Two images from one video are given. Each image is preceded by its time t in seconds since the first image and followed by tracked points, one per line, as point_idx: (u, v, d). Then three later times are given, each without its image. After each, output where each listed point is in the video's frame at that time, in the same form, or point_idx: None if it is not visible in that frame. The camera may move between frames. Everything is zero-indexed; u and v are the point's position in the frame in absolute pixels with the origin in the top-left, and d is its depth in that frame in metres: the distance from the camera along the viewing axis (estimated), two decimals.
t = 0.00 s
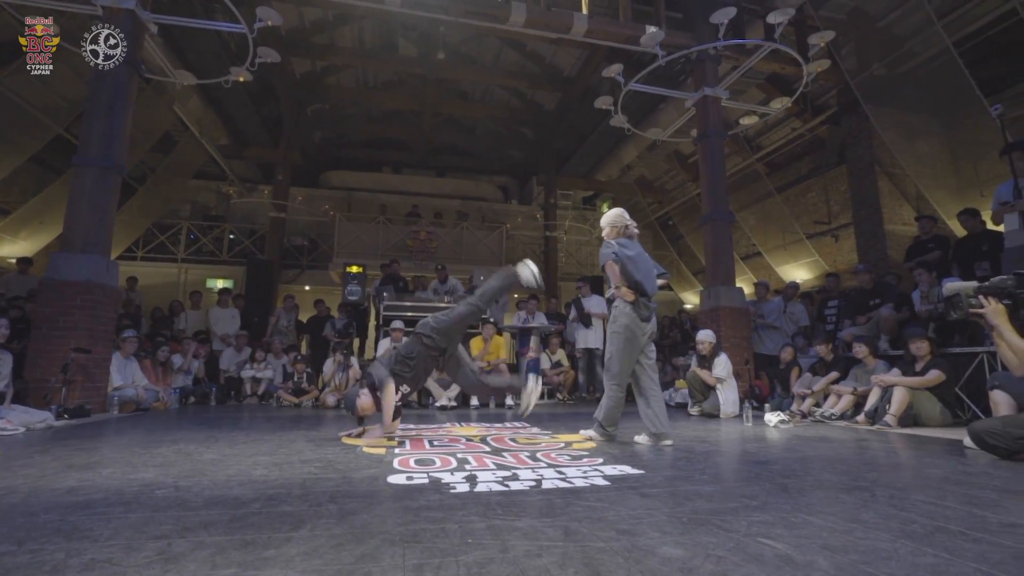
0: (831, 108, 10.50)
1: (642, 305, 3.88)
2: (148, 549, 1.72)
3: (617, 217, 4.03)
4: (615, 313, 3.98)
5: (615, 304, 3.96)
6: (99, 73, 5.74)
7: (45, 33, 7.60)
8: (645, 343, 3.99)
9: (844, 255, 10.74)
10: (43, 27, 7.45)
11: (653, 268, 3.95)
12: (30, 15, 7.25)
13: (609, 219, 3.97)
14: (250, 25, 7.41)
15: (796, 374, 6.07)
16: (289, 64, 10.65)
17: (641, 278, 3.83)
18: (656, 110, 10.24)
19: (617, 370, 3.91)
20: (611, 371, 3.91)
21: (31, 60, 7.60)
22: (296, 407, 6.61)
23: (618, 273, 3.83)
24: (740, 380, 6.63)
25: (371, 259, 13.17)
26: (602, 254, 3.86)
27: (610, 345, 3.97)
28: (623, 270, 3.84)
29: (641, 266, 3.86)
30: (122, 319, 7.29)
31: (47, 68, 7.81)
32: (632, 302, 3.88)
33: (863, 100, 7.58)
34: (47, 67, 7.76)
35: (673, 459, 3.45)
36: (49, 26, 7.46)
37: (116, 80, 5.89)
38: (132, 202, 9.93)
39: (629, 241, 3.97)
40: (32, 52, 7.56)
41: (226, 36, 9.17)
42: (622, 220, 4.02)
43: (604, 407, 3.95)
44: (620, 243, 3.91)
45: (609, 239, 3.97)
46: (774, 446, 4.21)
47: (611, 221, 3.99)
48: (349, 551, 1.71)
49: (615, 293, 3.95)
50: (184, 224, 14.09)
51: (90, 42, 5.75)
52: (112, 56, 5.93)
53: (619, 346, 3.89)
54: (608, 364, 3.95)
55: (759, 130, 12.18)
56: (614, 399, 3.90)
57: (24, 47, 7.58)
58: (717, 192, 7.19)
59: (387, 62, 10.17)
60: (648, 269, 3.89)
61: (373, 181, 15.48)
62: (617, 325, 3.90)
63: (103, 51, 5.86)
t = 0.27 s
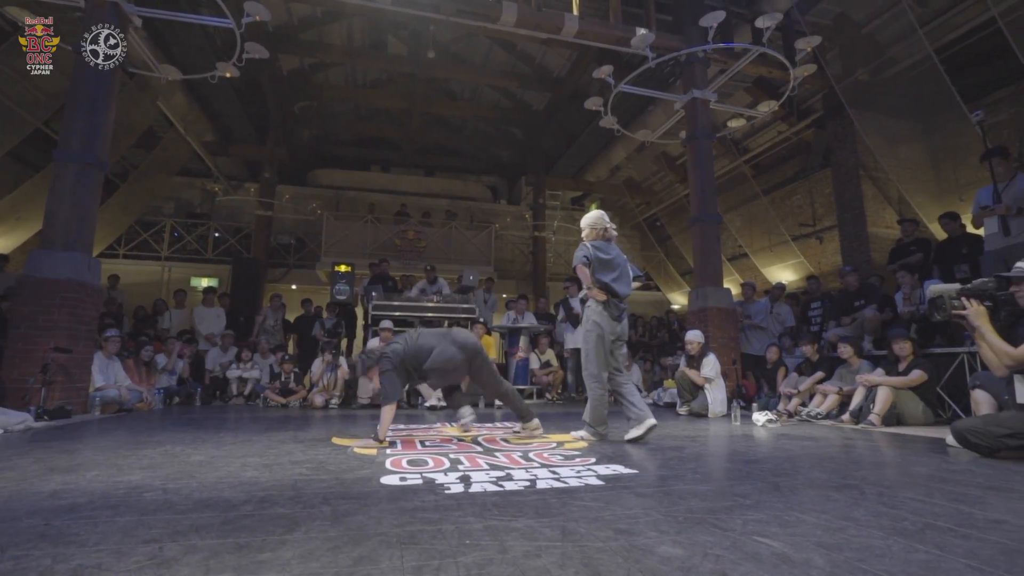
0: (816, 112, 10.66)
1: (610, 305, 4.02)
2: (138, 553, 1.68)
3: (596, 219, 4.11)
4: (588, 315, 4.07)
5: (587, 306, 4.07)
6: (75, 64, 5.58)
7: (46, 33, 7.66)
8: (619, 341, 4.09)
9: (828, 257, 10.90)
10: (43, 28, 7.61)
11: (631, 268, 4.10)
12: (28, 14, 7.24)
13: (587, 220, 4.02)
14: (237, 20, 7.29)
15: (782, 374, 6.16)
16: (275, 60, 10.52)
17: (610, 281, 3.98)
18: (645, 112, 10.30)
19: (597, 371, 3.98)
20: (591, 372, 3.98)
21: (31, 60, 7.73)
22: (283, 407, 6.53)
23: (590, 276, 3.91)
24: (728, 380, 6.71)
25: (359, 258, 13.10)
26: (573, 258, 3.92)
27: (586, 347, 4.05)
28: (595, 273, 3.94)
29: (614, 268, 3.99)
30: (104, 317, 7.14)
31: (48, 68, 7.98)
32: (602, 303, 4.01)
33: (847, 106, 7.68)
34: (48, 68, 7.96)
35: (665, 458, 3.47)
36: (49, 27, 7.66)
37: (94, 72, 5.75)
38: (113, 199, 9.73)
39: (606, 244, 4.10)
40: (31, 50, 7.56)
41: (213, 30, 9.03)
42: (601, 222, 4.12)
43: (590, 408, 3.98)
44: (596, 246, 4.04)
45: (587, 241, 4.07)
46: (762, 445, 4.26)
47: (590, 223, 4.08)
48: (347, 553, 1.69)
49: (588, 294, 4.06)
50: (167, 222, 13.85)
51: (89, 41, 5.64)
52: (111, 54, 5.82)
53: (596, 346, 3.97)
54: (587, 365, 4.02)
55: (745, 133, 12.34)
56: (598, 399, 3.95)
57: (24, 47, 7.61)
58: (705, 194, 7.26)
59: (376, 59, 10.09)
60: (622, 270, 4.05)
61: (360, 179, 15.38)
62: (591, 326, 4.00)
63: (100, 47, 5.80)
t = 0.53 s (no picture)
0: (802, 115, 10.82)
1: (600, 305, 4.06)
2: (130, 558, 1.64)
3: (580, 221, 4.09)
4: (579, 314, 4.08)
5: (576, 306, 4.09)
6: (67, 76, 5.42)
7: (47, 33, 7.23)
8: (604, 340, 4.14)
9: (813, 258, 11.07)
10: (44, 28, 7.22)
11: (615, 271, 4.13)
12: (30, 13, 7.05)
13: (570, 222, 3.98)
14: (224, 14, 7.18)
15: (769, 374, 6.24)
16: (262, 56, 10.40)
17: (599, 281, 4.01)
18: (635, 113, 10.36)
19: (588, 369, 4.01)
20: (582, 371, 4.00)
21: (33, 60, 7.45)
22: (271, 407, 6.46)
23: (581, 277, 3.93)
24: (717, 380, 6.77)
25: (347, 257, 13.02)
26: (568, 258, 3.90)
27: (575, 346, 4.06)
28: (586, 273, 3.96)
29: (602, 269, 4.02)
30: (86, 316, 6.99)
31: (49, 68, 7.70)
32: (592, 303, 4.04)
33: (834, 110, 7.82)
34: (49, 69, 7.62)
35: (658, 458, 3.49)
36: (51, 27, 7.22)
37: (79, 64, 5.68)
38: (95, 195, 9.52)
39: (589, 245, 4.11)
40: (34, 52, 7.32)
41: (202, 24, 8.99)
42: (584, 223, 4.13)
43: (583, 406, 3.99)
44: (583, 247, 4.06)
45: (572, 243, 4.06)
46: (752, 444, 4.31)
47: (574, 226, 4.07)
48: (345, 556, 1.67)
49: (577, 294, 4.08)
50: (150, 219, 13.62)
51: (89, 41, 5.73)
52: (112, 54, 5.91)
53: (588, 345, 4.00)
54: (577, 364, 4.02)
55: (733, 135, 12.47)
56: (590, 396, 3.98)
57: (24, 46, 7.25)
58: (695, 195, 7.33)
59: (366, 56, 10.00)
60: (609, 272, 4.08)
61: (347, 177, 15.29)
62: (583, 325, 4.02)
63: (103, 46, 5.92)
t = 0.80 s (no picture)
0: (788, 119, 10.97)
1: (600, 306, 4.12)
2: (121, 563, 1.60)
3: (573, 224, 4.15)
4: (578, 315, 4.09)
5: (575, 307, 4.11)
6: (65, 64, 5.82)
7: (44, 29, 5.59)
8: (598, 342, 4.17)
9: (799, 260, 11.22)
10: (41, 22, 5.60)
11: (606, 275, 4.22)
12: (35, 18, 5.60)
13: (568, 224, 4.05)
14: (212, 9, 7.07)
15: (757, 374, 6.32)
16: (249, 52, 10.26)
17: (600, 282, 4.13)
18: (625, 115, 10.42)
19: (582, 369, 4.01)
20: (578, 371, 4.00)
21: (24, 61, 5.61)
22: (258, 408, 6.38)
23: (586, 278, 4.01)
24: (705, 380, 6.83)
25: (336, 256, 12.94)
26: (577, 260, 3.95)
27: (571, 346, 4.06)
28: (591, 274, 4.05)
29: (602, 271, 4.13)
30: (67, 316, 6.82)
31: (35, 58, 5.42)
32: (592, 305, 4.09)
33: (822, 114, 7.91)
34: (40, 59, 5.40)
35: (650, 457, 3.51)
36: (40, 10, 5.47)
37: (63, 55, 5.57)
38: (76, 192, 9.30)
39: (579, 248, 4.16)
40: (32, 54, 5.57)
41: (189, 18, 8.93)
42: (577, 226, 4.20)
43: (576, 406, 3.96)
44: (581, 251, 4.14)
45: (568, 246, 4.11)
46: (741, 443, 4.35)
47: (569, 228, 4.10)
48: (343, 559, 1.64)
49: (577, 295, 4.13)
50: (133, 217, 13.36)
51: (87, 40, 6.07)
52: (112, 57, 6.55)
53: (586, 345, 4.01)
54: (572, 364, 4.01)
55: (721, 137, 12.59)
56: (582, 396, 3.96)
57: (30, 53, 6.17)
58: (684, 197, 7.39)
59: (356, 54, 9.92)
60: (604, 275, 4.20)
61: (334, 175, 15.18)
62: (582, 326, 4.03)
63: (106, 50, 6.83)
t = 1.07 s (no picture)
0: (776, 121, 11.11)
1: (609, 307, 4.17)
2: (111, 567, 1.57)
3: (571, 225, 4.24)
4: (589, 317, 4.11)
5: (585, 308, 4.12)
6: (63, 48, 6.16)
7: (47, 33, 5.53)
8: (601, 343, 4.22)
9: (786, 261, 11.37)
10: (44, 25, 5.46)
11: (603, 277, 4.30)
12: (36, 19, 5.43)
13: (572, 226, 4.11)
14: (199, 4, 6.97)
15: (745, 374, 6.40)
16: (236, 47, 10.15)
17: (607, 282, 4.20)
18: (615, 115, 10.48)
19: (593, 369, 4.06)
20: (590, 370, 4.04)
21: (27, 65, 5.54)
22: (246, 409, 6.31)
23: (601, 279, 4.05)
24: (694, 379, 6.88)
25: (326, 256, 12.89)
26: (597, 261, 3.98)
27: (581, 347, 4.08)
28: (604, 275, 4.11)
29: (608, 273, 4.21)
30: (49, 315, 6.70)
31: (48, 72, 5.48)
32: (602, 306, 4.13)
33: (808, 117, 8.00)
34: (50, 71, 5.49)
35: (643, 457, 3.52)
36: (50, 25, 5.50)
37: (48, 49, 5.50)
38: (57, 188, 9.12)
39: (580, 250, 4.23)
40: (31, 54, 5.39)
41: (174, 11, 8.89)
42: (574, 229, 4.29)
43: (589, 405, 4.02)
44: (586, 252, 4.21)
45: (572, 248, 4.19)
46: (732, 442, 4.39)
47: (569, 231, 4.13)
48: (340, 561, 1.62)
49: (588, 296, 4.10)
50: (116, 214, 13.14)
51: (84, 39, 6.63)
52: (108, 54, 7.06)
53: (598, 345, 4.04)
54: (584, 364, 4.05)
55: (709, 139, 12.72)
56: (597, 395, 4.04)
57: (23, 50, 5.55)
58: (674, 198, 7.45)
59: (345, 51, 9.82)
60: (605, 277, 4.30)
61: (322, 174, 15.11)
62: (593, 327, 4.06)
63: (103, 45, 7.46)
